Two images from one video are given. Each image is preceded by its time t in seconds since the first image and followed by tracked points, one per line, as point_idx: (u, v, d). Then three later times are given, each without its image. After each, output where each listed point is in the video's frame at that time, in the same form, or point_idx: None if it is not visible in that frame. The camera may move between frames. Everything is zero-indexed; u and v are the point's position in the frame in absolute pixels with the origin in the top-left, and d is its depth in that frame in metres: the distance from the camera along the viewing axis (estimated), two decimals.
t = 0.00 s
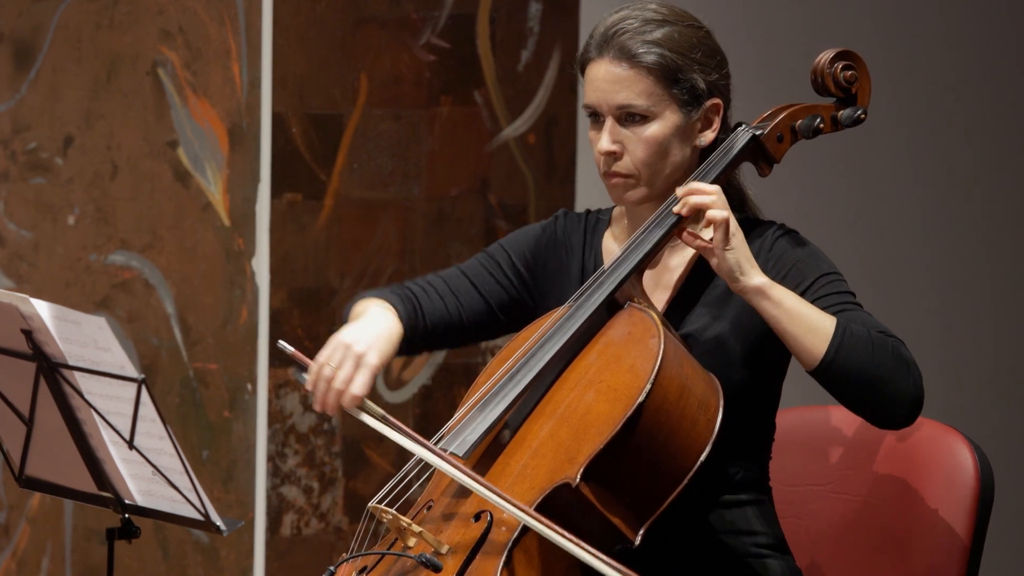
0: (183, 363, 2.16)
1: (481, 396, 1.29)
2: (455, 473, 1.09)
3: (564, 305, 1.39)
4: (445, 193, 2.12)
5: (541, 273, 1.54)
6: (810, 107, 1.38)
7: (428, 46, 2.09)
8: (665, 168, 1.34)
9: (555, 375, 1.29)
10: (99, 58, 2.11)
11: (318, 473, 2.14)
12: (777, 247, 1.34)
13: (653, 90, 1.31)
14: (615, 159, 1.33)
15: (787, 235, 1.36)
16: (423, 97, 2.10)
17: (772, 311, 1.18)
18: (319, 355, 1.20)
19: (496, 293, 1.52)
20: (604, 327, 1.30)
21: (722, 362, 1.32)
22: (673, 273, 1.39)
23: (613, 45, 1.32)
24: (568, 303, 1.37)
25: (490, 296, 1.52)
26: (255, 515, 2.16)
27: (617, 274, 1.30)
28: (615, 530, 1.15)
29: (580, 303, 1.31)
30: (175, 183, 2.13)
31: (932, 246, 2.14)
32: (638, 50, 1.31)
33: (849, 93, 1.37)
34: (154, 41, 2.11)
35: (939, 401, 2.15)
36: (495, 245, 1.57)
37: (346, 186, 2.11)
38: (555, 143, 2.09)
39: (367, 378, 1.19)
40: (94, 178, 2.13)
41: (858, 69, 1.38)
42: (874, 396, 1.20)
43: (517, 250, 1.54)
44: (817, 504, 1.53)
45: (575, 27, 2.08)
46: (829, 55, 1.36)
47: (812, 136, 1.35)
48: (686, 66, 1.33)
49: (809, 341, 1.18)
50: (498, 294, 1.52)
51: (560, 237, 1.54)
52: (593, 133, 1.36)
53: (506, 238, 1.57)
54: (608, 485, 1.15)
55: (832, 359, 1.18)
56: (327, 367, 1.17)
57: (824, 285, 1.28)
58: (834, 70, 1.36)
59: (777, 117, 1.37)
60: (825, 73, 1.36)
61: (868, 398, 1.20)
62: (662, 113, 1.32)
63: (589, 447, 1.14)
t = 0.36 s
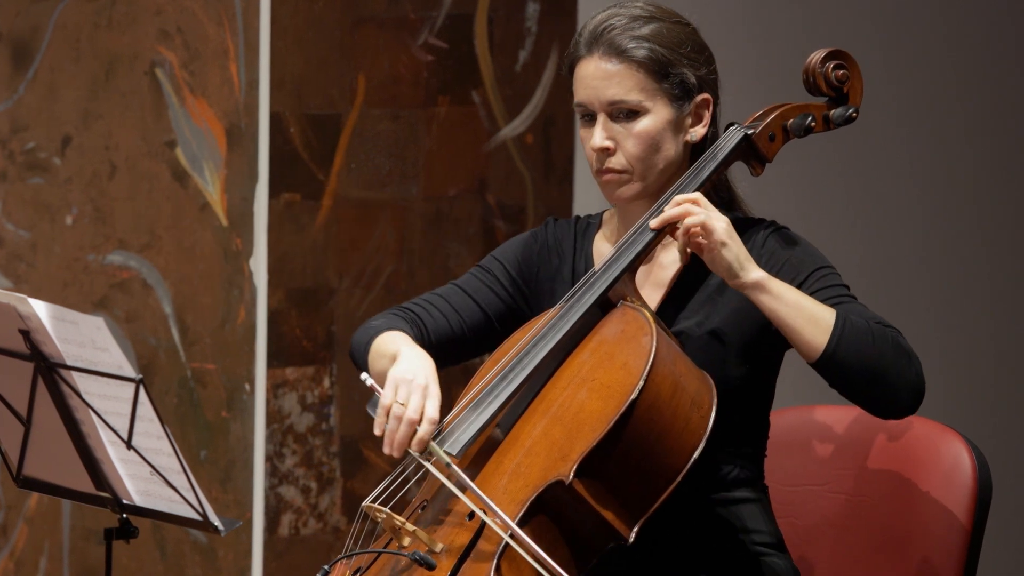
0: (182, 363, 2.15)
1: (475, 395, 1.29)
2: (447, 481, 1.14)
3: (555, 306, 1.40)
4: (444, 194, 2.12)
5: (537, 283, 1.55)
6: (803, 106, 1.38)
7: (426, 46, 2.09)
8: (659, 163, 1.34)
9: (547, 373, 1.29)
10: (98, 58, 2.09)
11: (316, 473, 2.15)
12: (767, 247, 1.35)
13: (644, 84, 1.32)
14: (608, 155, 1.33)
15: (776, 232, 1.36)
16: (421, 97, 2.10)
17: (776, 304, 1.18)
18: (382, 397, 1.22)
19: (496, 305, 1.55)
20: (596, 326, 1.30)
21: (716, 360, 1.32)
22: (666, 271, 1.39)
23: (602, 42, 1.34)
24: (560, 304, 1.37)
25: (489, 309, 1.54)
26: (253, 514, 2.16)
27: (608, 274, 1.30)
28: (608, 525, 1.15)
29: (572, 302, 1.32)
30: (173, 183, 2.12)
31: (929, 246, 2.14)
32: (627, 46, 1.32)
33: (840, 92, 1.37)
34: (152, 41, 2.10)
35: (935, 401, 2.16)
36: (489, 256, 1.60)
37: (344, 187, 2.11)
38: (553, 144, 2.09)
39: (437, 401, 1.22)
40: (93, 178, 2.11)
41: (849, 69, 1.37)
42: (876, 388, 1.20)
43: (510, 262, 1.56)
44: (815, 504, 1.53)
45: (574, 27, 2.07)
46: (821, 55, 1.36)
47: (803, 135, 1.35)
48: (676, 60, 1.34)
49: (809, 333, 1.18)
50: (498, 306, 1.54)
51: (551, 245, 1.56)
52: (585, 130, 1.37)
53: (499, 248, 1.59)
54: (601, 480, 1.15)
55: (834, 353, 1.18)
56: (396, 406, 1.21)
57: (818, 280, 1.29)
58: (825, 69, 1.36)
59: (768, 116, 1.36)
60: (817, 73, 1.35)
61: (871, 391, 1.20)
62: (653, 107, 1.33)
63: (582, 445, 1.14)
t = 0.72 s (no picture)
0: (180, 363, 2.15)
1: (471, 394, 1.29)
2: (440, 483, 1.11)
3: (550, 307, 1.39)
4: (442, 194, 2.11)
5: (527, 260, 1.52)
6: (799, 105, 1.38)
7: (424, 46, 2.09)
8: (661, 158, 1.34)
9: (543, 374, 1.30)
10: (96, 58, 2.12)
11: (315, 473, 2.12)
12: (763, 241, 1.35)
13: (647, 78, 1.32)
14: (611, 149, 1.32)
15: (773, 227, 1.36)
16: (420, 97, 2.10)
17: (766, 304, 1.18)
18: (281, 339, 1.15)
19: (480, 271, 1.53)
20: (592, 325, 1.30)
21: (713, 355, 1.32)
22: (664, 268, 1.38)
23: (604, 37, 1.34)
24: (555, 304, 1.37)
25: (471, 275, 1.52)
26: (252, 514, 2.16)
27: (606, 273, 1.29)
28: (604, 523, 1.15)
29: (568, 303, 1.31)
30: (171, 183, 2.13)
31: (928, 245, 2.14)
32: (629, 40, 1.33)
33: (836, 92, 1.37)
34: (150, 42, 2.11)
35: (935, 401, 2.16)
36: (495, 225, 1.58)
37: (343, 187, 2.11)
38: (551, 143, 2.07)
39: (341, 348, 1.17)
40: (91, 178, 2.13)
41: (845, 68, 1.37)
42: (881, 371, 1.20)
43: (508, 234, 1.54)
44: (812, 504, 1.53)
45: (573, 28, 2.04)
46: (816, 54, 1.36)
47: (799, 134, 1.35)
48: (677, 55, 1.34)
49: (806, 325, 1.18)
50: (482, 273, 1.52)
51: (552, 230, 1.52)
52: (587, 127, 1.37)
53: (508, 220, 1.57)
54: (596, 479, 1.15)
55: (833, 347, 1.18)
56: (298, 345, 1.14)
57: (814, 269, 1.29)
58: (820, 69, 1.36)
59: (764, 116, 1.36)
60: (812, 72, 1.35)
61: (877, 374, 1.20)
62: (656, 101, 1.32)
63: (578, 444, 1.14)
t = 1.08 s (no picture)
0: (177, 363, 2.15)
1: (471, 395, 1.29)
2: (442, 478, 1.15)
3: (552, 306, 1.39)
4: (439, 193, 2.12)
5: (534, 242, 1.51)
6: (800, 106, 1.38)
7: (422, 46, 2.09)
8: (666, 160, 1.34)
9: (544, 373, 1.29)
10: (94, 58, 2.10)
11: (312, 473, 2.14)
12: (767, 240, 1.35)
13: (655, 80, 1.32)
14: (615, 148, 1.33)
15: (777, 228, 1.36)
16: (417, 97, 2.10)
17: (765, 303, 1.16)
18: (179, 247, 1.18)
19: (484, 246, 1.52)
20: (592, 326, 1.30)
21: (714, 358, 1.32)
22: (665, 270, 1.39)
23: (616, 35, 1.33)
24: (557, 303, 1.36)
25: (473, 249, 1.51)
26: (249, 515, 2.15)
27: (606, 273, 1.29)
28: (603, 525, 1.15)
29: (569, 302, 1.31)
30: (168, 183, 2.12)
31: (927, 245, 2.14)
32: (640, 40, 1.32)
33: (837, 92, 1.37)
34: (148, 41, 2.10)
35: (934, 401, 2.16)
36: (511, 207, 1.57)
37: (340, 186, 2.11)
38: (549, 143, 2.08)
39: (237, 261, 1.20)
40: (88, 178, 2.12)
41: (846, 68, 1.37)
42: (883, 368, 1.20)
43: (522, 216, 1.53)
44: (810, 505, 1.54)
45: (569, 27, 2.06)
46: (818, 54, 1.35)
47: (800, 135, 1.34)
48: (688, 57, 1.33)
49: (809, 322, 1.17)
50: (486, 249, 1.51)
51: (565, 219, 1.50)
52: (594, 124, 1.37)
53: (524, 204, 1.56)
54: (596, 481, 1.15)
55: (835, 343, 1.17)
56: (194, 253, 1.18)
57: (816, 269, 1.29)
58: (822, 69, 1.35)
59: (766, 116, 1.36)
60: (813, 72, 1.35)
61: (878, 371, 1.20)
62: (663, 103, 1.32)
63: (578, 445, 1.14)
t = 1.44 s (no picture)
0: (173, 363, 2.14)
1: (472, 394, 1.29)
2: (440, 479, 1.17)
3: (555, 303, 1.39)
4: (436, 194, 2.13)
5: (536, 234, 1.51)
6: (802, 105, 1.37)
7: (418, 46, 2.09)
8: (671, 162, 1.34)
9: (546, 374, 1.29)
10: (90, 59, 2.08)
11: (309, 473, 2.16)
12: (771, 247, 1.35)
13: (663, 80, 1.32)
14: (620, 147, 1.33)
15: (780, 235, 1.36)
16: (414, 96, 2.10)
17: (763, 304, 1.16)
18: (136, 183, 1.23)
19: (486, 232, 1.52)
20: (594, 326, 1.30)
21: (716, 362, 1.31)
22: (667, 271, 1.40)
23: (626, 34, 1.34)
24: (560, 301, 1.36)
25: (474, 234, 1.51)
26: (244, 515, 2.15)
27: (607, 274, 1.29)
28: (603, 528, 1.15)
29: (570, 302, 1.31)
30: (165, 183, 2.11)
31: (922, 246, 2.16)
32: (650, 39, 1.32)
33: (839, 92, 1.36)
34: (143, 41, 2.09)
35: (932, 401, 2.16)
36: (518, 197, 1.57)
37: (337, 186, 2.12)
38: (546, 145, 2.12)
39: (187, 205, 1.24)
40: (85, 179, 2.10)
41: (849, 68, 1.37)
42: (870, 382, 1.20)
43: (527, 206, 1.53)
44: (809, 505, 1.54)
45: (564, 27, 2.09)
46: (821, 53, 1.35)
47: (803, 135, 1.33)
48: (697, 59, 1.33)
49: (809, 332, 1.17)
50: (488, 236, 1.51)
51: (569, 214, 1.50)
52: (601, 122, 1.37)
53: (532, 196, 1.56)
54: (597, 483, 1.15)
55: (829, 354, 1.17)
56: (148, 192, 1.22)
57: (818, 277, 1.28)
58: (825, 68, 1.35)
59: (768, 116, 1.35)
60: (816, 71, 1.34)
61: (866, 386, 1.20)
62: (670, 104, 1.32)
63: (580, 447, 1.14)
